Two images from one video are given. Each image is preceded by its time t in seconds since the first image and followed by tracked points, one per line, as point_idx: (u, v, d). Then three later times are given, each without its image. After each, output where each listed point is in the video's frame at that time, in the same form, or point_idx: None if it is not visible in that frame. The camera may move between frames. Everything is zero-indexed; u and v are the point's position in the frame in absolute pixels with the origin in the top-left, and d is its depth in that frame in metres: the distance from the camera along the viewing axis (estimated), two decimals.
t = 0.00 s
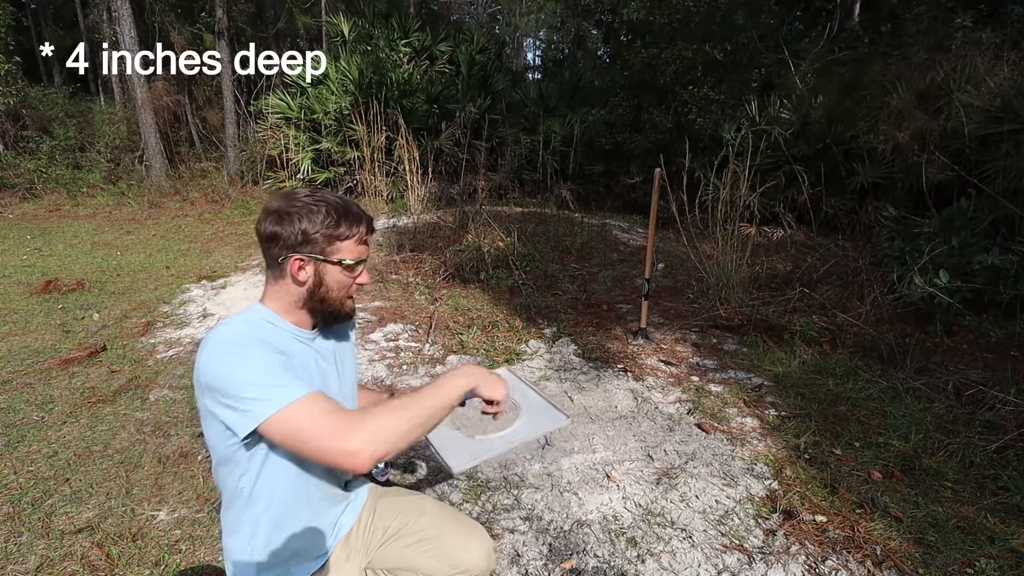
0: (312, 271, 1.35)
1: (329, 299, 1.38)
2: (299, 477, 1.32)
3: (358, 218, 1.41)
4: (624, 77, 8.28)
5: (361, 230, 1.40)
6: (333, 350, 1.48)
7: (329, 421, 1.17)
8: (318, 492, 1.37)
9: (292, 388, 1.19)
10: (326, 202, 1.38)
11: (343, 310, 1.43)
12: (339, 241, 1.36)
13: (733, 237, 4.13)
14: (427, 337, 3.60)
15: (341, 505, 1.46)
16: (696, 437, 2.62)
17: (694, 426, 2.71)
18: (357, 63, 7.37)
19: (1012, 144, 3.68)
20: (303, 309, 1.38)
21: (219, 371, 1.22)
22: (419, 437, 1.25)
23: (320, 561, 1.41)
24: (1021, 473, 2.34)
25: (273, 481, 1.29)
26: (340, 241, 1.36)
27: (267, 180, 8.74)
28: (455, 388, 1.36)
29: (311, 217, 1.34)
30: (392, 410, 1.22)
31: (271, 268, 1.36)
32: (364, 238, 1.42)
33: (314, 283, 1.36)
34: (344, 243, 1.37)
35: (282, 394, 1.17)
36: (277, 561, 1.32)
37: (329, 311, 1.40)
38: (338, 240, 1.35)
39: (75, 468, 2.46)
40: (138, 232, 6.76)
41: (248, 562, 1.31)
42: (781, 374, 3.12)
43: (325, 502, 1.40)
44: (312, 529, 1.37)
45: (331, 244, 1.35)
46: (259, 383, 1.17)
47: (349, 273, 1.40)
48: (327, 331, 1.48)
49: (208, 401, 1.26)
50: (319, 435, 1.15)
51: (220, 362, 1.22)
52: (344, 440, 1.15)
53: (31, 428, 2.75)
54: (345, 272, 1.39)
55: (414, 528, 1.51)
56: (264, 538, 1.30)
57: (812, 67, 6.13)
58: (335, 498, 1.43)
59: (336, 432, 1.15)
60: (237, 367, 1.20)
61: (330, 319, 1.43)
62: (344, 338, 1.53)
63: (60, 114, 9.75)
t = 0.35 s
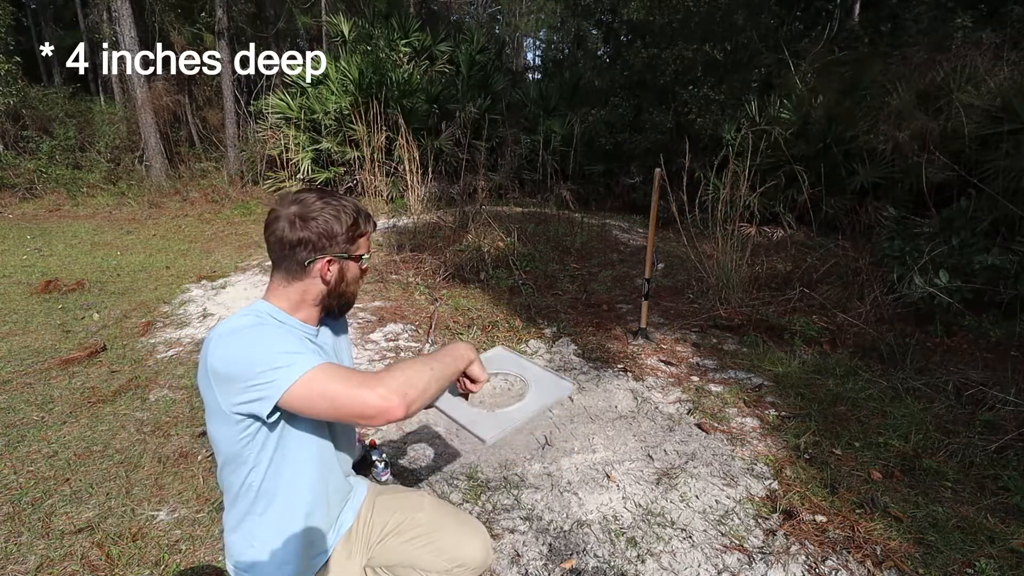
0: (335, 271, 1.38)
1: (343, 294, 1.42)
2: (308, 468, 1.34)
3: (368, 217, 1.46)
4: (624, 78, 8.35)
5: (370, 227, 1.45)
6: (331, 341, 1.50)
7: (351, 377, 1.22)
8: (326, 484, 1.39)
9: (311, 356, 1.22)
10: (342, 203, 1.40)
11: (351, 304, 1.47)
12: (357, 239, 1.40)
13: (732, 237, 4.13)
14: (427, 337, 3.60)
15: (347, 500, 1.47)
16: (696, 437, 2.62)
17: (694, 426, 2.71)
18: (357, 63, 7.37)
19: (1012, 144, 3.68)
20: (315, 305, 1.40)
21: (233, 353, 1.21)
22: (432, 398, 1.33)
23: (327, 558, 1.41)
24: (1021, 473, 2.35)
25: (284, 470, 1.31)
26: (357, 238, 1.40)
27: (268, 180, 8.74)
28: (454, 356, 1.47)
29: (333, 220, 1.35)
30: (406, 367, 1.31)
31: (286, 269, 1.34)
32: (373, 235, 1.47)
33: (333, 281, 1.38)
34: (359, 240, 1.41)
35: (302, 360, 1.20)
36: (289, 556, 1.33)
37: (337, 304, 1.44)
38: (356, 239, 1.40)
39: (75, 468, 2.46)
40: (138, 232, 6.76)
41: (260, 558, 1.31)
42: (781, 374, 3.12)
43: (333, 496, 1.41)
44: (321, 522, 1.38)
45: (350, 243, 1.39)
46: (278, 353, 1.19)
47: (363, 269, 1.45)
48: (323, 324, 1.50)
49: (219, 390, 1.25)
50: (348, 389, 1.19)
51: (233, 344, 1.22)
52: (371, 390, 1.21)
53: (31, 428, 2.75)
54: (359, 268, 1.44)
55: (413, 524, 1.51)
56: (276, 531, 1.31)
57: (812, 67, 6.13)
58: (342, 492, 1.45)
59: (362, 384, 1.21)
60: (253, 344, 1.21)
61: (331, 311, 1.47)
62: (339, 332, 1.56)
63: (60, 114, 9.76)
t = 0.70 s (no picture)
0: (334, 266, 1.38)
1: (344, 288, 1.42)
2: (312, 465, 1.34)
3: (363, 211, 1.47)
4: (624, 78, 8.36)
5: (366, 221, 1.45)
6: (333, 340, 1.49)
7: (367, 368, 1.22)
8: (331, 481, 1.39)
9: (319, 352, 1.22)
10: (336, 197, 1.40)
11: (351, 298, 1.47)
12: (354, 232, 1.40)
13: (732, 237, 4.13)
14: (427, 337, 3.60)
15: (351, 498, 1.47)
16: (696, 436, 2.62)
17: (693, 426, 2.71)
18: (357, 63, 7.36)
19: (1012, 144, 3.67)
20: (316, 302, 1.40)
21: (240, 356, 1.21)
22: (448, 389, 1.34)
23: (330, 557, 1.41)
24: (1021, 473, 2.35)
25: (288, 467, 1.31)
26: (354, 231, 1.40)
27: (268, 180, 8.74)
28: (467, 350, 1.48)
29: (329, 214, 1.35)
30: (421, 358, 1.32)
31: (285, 267, 1.34)
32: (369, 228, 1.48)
33: (333, 276, 1.38)
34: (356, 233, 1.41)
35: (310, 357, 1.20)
36: (293, 555, 1.33)
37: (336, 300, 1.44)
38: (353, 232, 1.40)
39: (75, 468, 2.46)
40: (138, 232, 6.77)
41: (265, 558, 1.31)
42: (781, 374, 3.12)
43: (337, 494, 1.41)
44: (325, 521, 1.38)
45: (348, 236, 1.39)
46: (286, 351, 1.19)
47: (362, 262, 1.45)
48: (322, 322, 1.50)
49: (226, 393, 1.24)
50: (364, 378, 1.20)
51: (239, 348, 1.21)
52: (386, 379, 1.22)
53: (31, 428, 2.75)
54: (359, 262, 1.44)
55: (417, 524, 1.51)
56: (281, 529, 1.32)
57: (812, 67, 6.13)
58: (345, 490, 1.45)
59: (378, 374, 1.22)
60: (260, 343, 1.21)
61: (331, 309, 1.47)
62: (338, 329, 1.56)
63: (60, 114, 9.76)
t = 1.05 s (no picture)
0: (327, 268, 1.37)
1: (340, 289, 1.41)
2: (309, 469, 1.33)
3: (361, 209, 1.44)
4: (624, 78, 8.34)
5: (360, 221, 1.42)
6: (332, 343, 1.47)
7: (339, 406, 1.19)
8: (328, 484, 1.38)
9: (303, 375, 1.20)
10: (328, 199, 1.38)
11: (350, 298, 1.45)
12: (347, 232, 1.38)
13: (732, 237, 4.13)
14: (427, 337, 3.60)
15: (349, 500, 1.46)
16: (696, 437, 2.62)
17: (694, 426, 2.71)
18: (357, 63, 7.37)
19: (1013, 144, 3.66)
20: (314, 301, 1.40)
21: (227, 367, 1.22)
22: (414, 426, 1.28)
23: (330, 559, 1.41)
24: (1021, 473, 2.35)
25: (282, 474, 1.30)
26: (347, 231, 1.38)
27: (268, 180, 8.74)
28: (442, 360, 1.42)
29: (316, 214, 1.34)
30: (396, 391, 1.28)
31: (280, 268, 1.35)
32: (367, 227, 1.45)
33: (326, 277, 1.38)
34: (350, 233, 1.39)
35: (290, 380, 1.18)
36: (290, 559, 1.33)
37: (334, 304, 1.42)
38: (346, 232, 1.38)
39: (75, 468, 2.46)
40: (138, 232, 6.76)
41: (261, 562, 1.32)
42: (781, 374, 3.12)
43: (335, 496, 1.41)
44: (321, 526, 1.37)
45: (340, 237, 1.37)
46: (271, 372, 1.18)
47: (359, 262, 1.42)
48: (324, 321, 1.50)
49: (219, 391, 1.25)
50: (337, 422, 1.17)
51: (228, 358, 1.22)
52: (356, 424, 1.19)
53: (31, 428, 2.75)
54: (356, 262, 1.42)
55: (420, 525, 1.52)
56: (275, 535, 1.32)
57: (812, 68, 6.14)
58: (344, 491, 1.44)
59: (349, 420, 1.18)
60: (251, 352, 1.21)
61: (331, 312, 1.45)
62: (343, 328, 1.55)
63: (60, 114, 9.76)
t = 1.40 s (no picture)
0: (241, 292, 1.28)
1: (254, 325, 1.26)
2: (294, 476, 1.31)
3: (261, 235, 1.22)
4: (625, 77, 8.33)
5: (262, 253, 1.21)
6: (332, 354, 1.36)
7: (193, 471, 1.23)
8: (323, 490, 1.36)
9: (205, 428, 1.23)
10: (244, 220, 1.26)
11: (277, 338, 1.26)
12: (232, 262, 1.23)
13: (732, 237, 4.13)
14: (427, 337, 3.60)
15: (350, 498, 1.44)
16: (696, 436, 2.62)
17: (694, 426, 2.71)
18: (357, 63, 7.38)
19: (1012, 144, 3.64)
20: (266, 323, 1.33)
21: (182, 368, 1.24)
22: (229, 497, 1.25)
23: (331, 556, 1.41)
24: (1020, 472, 2.35)
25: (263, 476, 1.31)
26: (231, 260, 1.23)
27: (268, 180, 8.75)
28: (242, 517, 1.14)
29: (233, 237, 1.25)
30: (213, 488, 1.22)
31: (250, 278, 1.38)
32: (260, 261, 1.21)
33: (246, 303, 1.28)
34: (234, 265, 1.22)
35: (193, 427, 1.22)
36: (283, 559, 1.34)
37: (291, 337, 1.27)
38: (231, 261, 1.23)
39: (75, 468, 2.46)
40: (138, 232, 6.76)
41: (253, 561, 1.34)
42: (781, 374, 3.12)
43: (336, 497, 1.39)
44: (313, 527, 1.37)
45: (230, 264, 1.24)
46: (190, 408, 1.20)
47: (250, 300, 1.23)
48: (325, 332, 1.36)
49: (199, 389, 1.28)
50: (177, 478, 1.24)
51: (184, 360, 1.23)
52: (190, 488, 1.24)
53: (31, 428, 2.74)
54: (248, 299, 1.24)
55: (430, 527, 1.52)
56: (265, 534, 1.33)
57: (811, 68, 6.15)
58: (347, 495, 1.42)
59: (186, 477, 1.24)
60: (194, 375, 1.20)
61: (305, 335, 1.30)
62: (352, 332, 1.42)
63: (60, 114, 9.75)
